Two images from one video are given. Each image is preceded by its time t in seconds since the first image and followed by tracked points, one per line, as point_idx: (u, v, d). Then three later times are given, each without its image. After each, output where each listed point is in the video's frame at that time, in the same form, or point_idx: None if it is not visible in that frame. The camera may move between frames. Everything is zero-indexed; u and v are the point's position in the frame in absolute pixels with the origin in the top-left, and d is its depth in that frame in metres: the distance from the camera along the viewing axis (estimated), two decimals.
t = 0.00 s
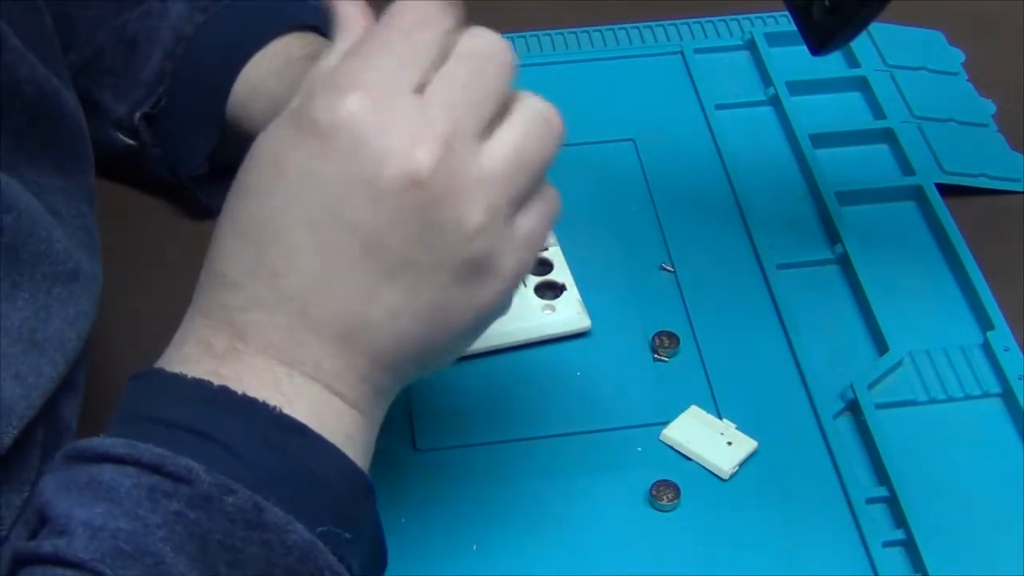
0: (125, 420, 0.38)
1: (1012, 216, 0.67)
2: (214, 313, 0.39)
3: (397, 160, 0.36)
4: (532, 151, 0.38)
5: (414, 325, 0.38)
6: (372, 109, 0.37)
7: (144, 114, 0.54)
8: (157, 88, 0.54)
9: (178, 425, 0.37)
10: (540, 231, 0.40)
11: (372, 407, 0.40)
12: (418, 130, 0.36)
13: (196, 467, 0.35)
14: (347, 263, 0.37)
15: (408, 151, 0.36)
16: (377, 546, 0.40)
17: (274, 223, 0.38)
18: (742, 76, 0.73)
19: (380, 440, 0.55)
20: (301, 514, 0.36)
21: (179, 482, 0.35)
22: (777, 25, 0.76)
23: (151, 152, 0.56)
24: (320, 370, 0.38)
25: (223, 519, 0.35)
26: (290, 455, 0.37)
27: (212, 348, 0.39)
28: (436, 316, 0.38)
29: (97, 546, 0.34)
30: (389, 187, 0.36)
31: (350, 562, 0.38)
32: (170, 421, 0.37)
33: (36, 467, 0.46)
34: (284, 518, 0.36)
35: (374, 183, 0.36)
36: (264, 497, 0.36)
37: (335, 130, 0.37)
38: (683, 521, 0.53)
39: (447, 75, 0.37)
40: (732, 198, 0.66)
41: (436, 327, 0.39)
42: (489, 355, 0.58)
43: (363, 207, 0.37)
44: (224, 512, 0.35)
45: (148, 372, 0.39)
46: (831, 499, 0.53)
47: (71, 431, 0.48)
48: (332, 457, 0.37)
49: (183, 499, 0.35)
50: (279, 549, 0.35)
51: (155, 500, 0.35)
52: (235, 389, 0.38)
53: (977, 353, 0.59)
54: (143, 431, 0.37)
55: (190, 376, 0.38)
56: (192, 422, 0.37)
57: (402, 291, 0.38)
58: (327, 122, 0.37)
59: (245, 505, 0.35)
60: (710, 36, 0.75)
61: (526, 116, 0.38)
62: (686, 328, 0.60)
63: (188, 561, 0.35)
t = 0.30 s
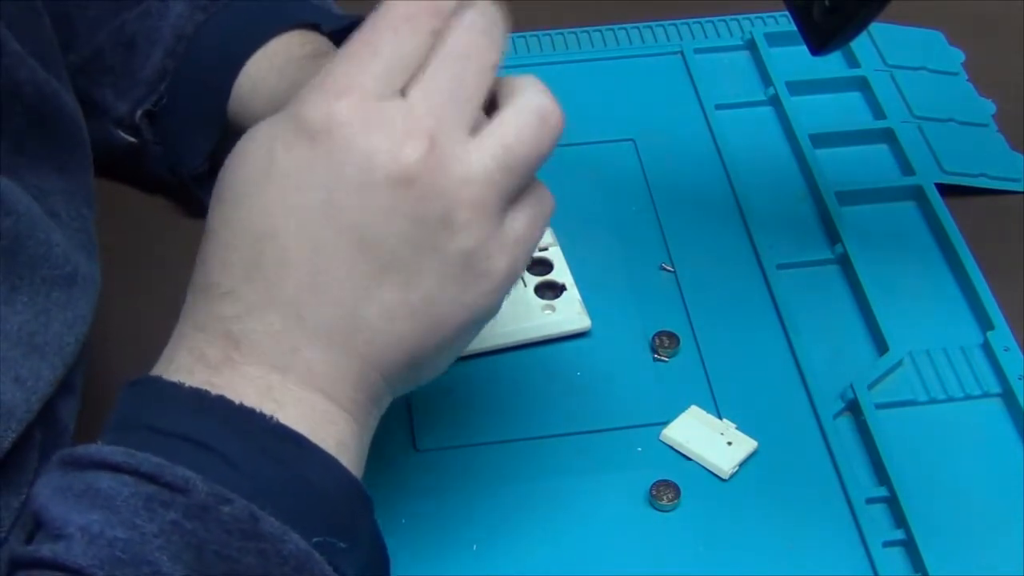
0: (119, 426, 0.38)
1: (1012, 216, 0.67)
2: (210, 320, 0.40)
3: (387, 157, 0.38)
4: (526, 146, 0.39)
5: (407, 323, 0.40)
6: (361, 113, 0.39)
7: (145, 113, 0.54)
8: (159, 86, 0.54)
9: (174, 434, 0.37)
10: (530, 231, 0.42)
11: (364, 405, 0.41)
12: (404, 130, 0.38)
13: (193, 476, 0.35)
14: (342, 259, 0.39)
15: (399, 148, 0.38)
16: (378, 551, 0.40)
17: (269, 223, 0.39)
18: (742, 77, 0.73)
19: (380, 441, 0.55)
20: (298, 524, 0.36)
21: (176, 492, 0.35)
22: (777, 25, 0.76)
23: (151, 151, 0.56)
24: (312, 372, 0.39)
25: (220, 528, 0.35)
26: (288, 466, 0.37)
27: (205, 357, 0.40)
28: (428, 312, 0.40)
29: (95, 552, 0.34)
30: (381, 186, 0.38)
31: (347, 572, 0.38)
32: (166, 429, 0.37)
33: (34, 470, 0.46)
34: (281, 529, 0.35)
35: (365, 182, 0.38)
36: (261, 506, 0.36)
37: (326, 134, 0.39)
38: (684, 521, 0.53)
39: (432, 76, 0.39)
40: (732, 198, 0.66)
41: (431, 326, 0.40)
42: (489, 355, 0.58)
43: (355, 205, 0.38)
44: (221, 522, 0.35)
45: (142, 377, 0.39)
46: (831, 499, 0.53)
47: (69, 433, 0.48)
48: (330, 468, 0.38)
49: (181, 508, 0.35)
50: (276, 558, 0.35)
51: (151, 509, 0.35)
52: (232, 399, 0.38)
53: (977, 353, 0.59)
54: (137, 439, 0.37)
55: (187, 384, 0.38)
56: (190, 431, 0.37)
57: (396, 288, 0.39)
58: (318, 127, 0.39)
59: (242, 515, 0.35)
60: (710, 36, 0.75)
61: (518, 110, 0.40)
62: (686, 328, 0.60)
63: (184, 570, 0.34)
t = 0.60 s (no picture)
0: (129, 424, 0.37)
1: (1012, 216, 0.67)
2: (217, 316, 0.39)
3: (404, 157, 0.37)
4: (537, 158, 0.39)
5: (417, 327, 0.38)
6: (376, 115, 0.38)
7: (144, 113, 0.54)
8: (157, 86, 0.54)
9: (186, 432, 0.36)
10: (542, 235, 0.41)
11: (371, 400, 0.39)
12: (421, 133, 0.37)
13: (208, 475, 0.34)
14: (353, 260, 0.37)
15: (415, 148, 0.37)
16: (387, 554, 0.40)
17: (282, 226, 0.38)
18: (742, 77, 0.73)
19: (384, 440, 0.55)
20: (312, 524, 0.36)
21: (190, 490, 0.34)
22: (777, 25, 0.76)
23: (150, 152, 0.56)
24: (324, 373, 0.38)
25: (234, 528, 0.34)
26: (300, 467, 0.36)
27: (218, 356, 0.38)
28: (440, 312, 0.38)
29: (109, 552, 0.33)
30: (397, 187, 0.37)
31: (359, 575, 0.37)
32: (177, 427, 0.36)
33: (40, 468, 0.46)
34: (294, 528, 0.35)
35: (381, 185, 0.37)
36: (276, 505, 0.35)
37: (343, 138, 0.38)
38: (684, 521, 0.53)
39: (446, 83, 0.38)
40: (733, 198, 0.66)
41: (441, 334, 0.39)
42: (489, 355, 0.58)
43: (367, 209, 0.37)
44: (236, 521, 0.34)
45: (155, 378, 0.38)
46: (832, 500, 0.53)
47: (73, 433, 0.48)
48: (343, 468, 0.37)
49: (194, 507, 0.34)
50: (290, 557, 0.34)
51: (166, 508, 0.34)
52: (245, 399, 0.37)
53: (977, 353, 0.59)
54: (149, 436, 0.36)
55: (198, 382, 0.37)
56: (201, 429, 0.36)
57: (406, 294, 0.38)
58: (335, 130, 0.38)
59: (256, 514, 0.34)
60: (710, 36, 0.75)
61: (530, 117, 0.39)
62: (686, 328, 0.60)
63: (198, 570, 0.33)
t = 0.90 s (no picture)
0: (184, 475, 0.38)
1: (1011, 216, 0.67)
2: (282, 387, 0.41)
3: (494, 314, 0.40)
4: (623, 308, 0.42)
5: (482, 433, 0.40)
6: (490, 227, 0.42)
7: (151, 101, 0.59)
8: (164, 75, 0.59)
9: (247, 496, 0.37)
10: (604, 387, 0.42)
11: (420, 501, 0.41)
12: (525, 256, 0.41)
13: (263, 540, 0.36)
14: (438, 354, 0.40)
15: (444, 120, 0.49)
16: None
17: (371, 299, 0.41)
18: (742, 77, 0.73)
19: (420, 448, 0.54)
20: None
21: (244, 554, 0.36)
22: (777, 25, 0.76)
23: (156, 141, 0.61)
24: (381, 454, 0.40)
25: None
26: (356, 539, 0.38)
27: (274, 425, 0.40)
28: (506, 429, 0.40)
29: None
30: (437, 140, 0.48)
31: None
32: (237, 489, 0.37)
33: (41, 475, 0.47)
34: None
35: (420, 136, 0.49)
36: None
37: (444, 253, 0.41)
38: (684, 520, 0.53)
39: (565, 186, 0.44)
40: (733, 198, 0.66)
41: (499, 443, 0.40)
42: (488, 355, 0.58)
43: (465, 303, 0.40)
44: None
45: (231, 413, 0.42)
46: (832, 500, 0.53)
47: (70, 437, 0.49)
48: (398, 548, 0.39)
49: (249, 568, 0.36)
50: None
51: (218, 569, 0.36)
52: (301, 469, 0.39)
53: (977, 353, 0.59)
54: (207, 493, 0.38)
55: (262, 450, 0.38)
56: (255, 493, 0.37)
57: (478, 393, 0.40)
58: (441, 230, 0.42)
59: None
60: (710, 36, 0.75)
61: (585, 217, 0.43)
62: (686, 327, 0.60)
63: None
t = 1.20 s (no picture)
0: (214, 470, 0.41)
1: (1012, 216, 0.67)
2: (298, 392, 0.44)
3: (501, 337, 0.46)
4: (597, 339, 0.50)
5: (484, 424, 0.45)
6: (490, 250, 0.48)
7: (153, 96, 0.62)
8: (167, 70, 0.62)
9: (276, 494, 0.39)
10: (578, 412, 0.47)
11: (427, 498, 0.44)
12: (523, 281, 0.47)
13: (291, 535, 0.38)
14: (448, 349, 0.45)
15: (456, 88, 0.54)
16: None
17: (394, 308, 0.46)
18: (742, 77, 0.73)
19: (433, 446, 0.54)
20: None
21: (271, 548, 0.37)
22: (777, 25, 0.76)
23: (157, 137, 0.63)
24: (391, 442, 0.43)
25: None
26: (381, 543, 0.40)
27: (291, 422, 0.43)
28: (504, 436, 0.45)
29: None
30: (450, 108, 0.54)
31: None
32: (267, 488, 0.39)
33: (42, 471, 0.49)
34: None
35: (432, 107, 0.54)
36: None
37: (454, 271, 0.47)
38: (684, 520, 0.53)
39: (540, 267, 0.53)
40: (733, 198, 0.66)
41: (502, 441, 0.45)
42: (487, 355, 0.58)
43: (472, 306, 0.46)
44: None
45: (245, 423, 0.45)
46: (833, 500, 0.53)
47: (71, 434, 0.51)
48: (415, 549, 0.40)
49: (273, 564, 0.37)
50: None
51: (245, 561, 0.37)
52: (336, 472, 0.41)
53: (977, 353, 0.59)
54: (238, 489, 0.39)
55: (292, 450, 0.41)
56: (281, 490, 0.39)
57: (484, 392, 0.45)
58: (449, 256, 0.48)
59: None
60: (710, 36, 0.75)
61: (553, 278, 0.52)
62: (686, 327, 0.60)
63: None
